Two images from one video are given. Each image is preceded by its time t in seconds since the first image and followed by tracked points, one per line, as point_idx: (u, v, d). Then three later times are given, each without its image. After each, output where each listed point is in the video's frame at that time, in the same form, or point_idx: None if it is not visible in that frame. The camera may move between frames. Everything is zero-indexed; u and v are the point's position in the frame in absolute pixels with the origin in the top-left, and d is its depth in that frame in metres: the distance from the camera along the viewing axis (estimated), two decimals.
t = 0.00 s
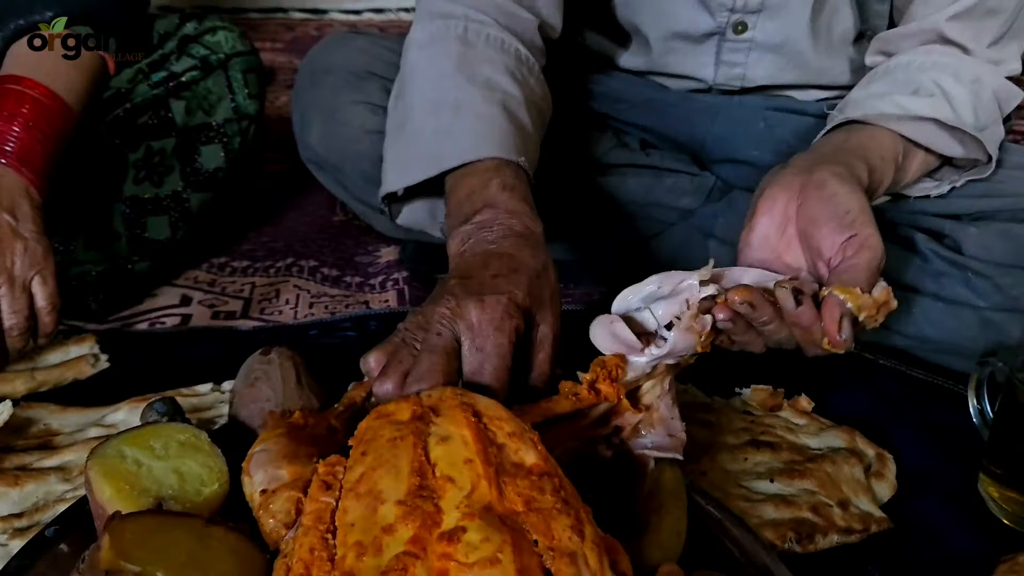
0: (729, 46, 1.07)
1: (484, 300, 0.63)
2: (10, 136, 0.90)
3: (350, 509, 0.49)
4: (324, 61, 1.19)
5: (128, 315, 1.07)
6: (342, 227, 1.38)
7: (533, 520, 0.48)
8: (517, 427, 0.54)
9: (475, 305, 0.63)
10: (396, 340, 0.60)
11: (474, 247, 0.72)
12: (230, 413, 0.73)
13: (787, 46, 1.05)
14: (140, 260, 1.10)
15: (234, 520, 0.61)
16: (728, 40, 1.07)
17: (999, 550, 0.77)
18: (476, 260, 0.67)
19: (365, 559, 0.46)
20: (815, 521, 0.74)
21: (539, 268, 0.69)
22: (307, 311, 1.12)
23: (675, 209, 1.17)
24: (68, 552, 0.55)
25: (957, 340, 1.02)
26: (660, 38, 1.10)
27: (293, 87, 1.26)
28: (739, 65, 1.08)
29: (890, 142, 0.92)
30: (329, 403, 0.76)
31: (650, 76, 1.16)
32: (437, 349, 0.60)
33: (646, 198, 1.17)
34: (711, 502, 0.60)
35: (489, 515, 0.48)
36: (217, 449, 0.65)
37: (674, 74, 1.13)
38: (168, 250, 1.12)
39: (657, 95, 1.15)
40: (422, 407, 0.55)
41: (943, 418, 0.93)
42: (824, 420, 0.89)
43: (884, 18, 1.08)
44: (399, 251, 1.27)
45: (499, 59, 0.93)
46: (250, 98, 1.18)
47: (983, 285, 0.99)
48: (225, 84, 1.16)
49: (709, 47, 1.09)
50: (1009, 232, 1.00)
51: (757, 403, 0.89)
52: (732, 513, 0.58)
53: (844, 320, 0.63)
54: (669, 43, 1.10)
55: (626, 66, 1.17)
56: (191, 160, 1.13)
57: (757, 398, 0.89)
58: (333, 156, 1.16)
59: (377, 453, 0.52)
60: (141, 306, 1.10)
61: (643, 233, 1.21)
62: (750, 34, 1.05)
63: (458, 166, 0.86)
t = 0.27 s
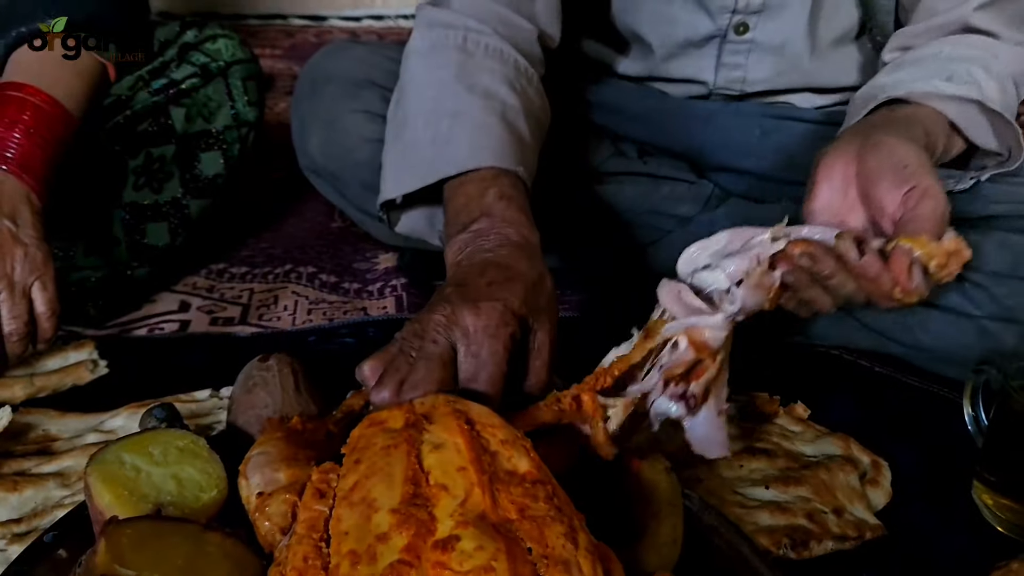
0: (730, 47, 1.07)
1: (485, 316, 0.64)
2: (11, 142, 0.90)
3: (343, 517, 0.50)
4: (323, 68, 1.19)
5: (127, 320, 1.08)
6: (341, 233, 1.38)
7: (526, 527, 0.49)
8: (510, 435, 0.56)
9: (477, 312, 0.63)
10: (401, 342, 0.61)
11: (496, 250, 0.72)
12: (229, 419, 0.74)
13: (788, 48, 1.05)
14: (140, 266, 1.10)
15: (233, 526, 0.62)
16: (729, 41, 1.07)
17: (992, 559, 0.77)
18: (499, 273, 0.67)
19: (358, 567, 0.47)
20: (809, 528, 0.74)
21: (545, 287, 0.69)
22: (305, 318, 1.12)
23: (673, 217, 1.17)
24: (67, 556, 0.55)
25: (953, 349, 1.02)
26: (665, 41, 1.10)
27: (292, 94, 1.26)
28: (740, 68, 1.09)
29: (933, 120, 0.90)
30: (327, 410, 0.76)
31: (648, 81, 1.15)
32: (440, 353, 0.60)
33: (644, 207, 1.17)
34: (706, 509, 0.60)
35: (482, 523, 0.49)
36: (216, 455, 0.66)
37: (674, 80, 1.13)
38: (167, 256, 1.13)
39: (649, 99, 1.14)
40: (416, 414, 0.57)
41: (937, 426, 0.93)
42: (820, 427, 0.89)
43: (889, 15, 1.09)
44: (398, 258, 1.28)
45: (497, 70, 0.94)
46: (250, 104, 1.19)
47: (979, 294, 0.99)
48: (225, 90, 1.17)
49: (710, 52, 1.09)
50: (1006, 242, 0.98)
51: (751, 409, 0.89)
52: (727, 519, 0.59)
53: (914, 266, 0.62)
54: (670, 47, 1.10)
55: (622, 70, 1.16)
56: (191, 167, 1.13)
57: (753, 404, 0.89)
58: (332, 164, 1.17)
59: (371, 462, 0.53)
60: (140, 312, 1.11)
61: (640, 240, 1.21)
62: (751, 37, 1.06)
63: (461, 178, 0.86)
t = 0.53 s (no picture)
0: (731, 45, 1.06)
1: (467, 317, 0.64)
2: (13, 157, 0.91)
3: (339, 533, 0.52)
4: (322, 82, 1.20)
5: (126, 333, 1.09)
6: (339, 245, 1.39)
7: (519, 541, 0.50)
8: (504, 449, 0.56)
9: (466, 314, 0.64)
10: (396, 352, 0.62)
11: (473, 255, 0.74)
12: (228, 432, 0.75)
13: (788, 45, 1.03)
14: (140, 278, 1.11)
15: (230, 540, 0.62)
16: (730, 40, 1.06)
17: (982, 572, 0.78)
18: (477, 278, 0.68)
19: None
20: (802, 541, 0.75)
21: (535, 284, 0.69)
22: (303, 330, 1.13)
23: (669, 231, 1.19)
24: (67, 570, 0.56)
25: (945, 363, 1.04)
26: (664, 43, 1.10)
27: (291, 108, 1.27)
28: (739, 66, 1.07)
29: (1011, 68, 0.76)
30: (324, 423, 0.77)
31: (646, 89, 1.15)
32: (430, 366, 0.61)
33: (637, 222, 1.20)
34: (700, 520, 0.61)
35: (476, 537, 0.50)
36: (214, 468, 0.66)
37: (672, 85, 1.12)
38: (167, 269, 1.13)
39: (644, 111, 1.14)
40: (410, 429, 0.58)
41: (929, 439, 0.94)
42: (813, 440, 0.90)
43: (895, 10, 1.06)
44: (396, 269, 1.28)
45: (493, 83, 0.95)
46: (249, 118, 1.20)
47: (971, 310, 1.02)
48: (225, 105, 1.18)
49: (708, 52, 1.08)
50: (1001, 257, 0.99)
51: (746, 424, 0.91)
52: (721, 531, 0.60)
53: (974, 150, 0.64)
54: (670, 50, 1.09)
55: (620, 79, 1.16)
56: (191, 180, 1.14)
57: (746, 419, 0.91)
58: (331, 178, 1.18)
59: (366, 476, 0.54)
60: (138, 324, 1.12)
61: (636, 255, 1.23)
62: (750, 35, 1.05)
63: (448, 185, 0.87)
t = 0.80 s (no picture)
0: (730, 40, 1.08)
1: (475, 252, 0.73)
2: (17, 176, 0.93)
3: (338, 552, 0.53)
4: (321, 102, 1.23)
5: (127, 350, 1.09)
6: (338, 261, 1.40)
7: (515, 560, 0.51)
8: (500, 469, 0.58)
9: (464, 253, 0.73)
10: (409, 296, 0.71)
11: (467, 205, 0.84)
12: (227, 449, 0.76)
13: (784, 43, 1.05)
14: (140, 295, 1.11)
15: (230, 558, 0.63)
16: (730, 34, 1.08)
17: None
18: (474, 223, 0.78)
19: None
20: (796, 559, 0.76)
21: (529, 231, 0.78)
22: (303, 347, 1.14)
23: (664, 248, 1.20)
24: None
25: (940, 376, 1.04)
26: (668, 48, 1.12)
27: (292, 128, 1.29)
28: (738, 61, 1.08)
29: None
30: (323, 442, 0.78)
31: (639, 100, 1.19)
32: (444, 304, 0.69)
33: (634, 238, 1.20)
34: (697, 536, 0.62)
35: (473, 556, 0.52)
36: (215, 486, 0.67)
37: (671, 88, 1.15)
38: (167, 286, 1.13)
39: (647, 122, 1.16)
40: (408, 448, 0.59)
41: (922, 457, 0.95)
42: (808, 458, 0.91)
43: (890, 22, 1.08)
44: (394, 286, 1.29)
45: (498, 83, 0.98)
46: (250, 137, 1.21)
47: (964, 323, 1.02)
48: (226, 123, 1.19)
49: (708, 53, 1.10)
50: (993, 271, 1.02)
51: (741, 441, 0.92)
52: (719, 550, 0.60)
53: None
54: (673, 56, 1.12)
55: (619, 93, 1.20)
56: (191, 199, 1.15)
57: (741, 436, 0.93)
58: (331, 196, 1.19)
59: (365, 496, 0.56)
60: (139, 341, 1.12)
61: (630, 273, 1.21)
62: (749, 29, 1.06)
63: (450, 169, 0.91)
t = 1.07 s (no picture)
0: (718, 62, 1.17)
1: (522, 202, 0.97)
2: (26, 216, 0.95)
3: None
4: (322, 135, 1.28)
5: (131, 380, 1.12)
6: (340, 291, 1.41)
7: None
8: (496, 508, 0.60)
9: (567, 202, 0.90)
10: (555, 267, 0.94)
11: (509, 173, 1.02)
12: (232, 483, 0.78)
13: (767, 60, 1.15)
14: (145, 327, 1.14)
15: None
16: (718, 56, 1.17)
17: None
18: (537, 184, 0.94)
19: None
20: None
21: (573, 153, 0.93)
22: (304, 377, 1.16)
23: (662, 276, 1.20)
24: None
25: (927, 403, 1.07)
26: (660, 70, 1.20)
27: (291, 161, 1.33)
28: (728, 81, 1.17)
29: None
30: (325, 477, 0.80)
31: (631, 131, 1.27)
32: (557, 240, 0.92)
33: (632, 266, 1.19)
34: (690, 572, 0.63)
35: None
36: (220, 521, 0.70)
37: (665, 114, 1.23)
38: (169, 317, 1.17)
39: (647, 150, 1.25)
40: (407, 486, 0.62)
41: (911, 491, 0.97)
42: (800, 491, 0.93)
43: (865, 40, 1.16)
44: (395, 316, 1.31)
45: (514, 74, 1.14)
46: (253, 173, 1.24)
47: (949, 347, 1.05)
48: (231, 160, 1.22)
49: (700, 74, 1.18)
50: (977, 296, 1.06)
51: (732, 473, 0.94)
52: None
53: None
54: (670, 80, 1.20)
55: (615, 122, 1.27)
56: (196, 233, 1.18)
57: (731, 469, 0.95)
58: (332, 226, 1.22)
59: (365, 535, 0.58)
60: (143, 371, 1.15)
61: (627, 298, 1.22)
62: (736, 50, 1.16)
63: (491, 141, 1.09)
